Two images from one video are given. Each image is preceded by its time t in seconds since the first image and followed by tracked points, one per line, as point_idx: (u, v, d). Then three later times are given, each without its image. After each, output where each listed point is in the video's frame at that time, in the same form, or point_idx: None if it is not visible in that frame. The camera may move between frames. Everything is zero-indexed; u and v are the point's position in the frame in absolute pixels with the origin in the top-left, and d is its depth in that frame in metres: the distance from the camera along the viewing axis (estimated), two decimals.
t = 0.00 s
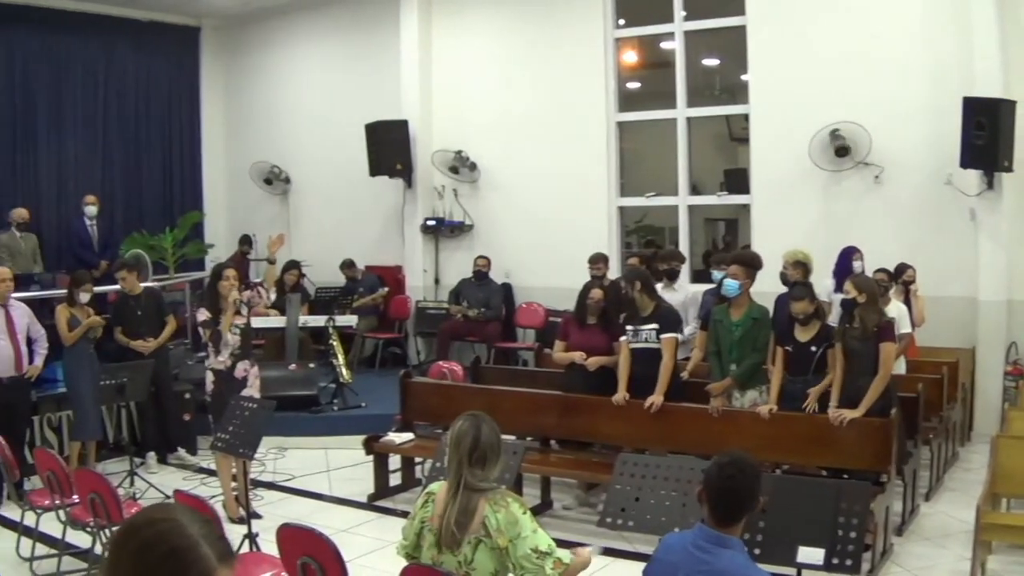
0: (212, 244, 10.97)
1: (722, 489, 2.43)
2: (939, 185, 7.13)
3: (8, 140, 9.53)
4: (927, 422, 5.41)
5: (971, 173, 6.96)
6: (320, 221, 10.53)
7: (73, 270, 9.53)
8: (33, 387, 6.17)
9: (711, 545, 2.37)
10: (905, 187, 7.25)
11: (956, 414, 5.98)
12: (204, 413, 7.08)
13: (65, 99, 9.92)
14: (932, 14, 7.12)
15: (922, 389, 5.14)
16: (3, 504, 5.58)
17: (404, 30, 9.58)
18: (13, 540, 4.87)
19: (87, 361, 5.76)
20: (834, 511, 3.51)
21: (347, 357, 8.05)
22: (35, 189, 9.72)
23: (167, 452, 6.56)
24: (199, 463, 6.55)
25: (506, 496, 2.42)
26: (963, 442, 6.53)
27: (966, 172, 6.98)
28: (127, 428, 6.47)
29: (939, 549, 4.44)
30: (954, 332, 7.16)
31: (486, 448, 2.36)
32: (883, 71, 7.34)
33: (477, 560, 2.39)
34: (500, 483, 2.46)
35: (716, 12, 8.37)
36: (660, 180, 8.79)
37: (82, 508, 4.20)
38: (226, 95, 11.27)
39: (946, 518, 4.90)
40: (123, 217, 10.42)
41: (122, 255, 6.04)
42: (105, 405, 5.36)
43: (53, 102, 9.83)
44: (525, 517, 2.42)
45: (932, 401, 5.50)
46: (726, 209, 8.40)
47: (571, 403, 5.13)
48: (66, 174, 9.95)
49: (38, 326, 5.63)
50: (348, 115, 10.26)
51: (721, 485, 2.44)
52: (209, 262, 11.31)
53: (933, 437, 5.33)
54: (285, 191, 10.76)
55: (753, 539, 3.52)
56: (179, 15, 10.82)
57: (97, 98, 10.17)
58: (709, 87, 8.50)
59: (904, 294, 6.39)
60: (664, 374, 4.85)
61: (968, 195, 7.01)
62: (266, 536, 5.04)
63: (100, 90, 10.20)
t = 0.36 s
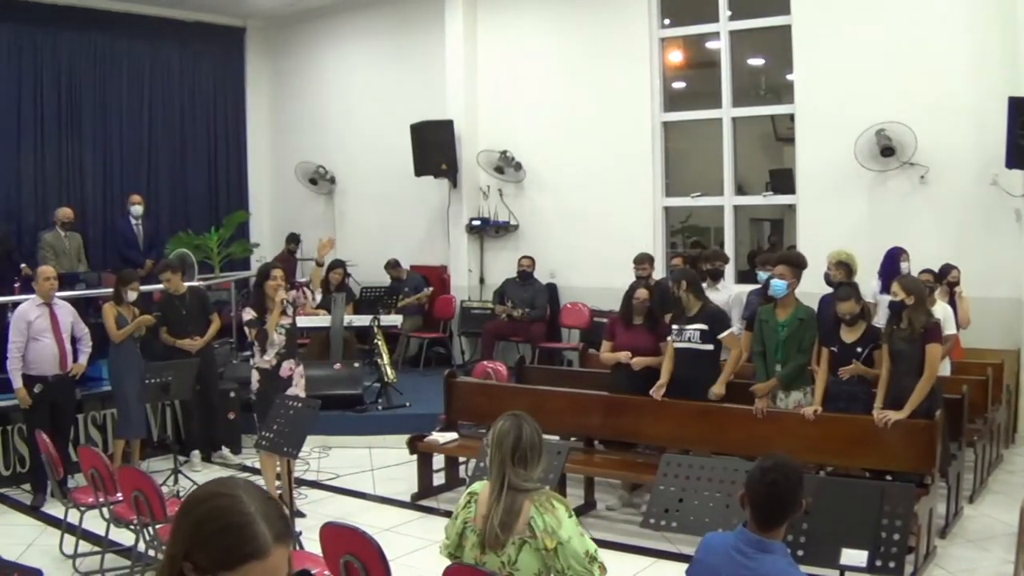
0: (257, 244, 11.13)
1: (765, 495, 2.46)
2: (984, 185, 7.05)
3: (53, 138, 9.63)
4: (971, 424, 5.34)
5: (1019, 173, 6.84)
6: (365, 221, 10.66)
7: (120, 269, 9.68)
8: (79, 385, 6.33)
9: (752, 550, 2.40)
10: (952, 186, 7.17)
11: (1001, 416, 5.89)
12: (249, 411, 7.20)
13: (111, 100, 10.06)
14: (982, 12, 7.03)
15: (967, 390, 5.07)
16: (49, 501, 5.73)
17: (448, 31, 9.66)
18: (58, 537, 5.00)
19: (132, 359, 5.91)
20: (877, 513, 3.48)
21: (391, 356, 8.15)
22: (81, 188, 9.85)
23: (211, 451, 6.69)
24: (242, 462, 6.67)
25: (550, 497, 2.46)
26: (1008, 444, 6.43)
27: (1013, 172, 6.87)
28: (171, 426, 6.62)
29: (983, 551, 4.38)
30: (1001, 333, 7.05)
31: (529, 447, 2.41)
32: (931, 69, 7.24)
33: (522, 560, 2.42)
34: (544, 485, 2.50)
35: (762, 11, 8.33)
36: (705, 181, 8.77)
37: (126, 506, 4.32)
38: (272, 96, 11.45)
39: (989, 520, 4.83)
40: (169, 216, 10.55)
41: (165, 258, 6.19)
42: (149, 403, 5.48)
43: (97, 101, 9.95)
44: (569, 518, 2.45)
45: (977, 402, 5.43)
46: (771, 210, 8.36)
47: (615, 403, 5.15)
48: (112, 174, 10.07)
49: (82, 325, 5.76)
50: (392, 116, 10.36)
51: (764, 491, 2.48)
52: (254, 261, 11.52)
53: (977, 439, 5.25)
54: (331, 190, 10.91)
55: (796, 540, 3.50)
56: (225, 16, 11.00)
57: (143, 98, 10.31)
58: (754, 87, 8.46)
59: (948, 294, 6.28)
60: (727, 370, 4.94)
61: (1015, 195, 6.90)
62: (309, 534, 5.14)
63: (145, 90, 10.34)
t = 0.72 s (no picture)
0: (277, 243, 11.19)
1: (783, 496, 2.46)
2: (1006, 186, 6.99)
3: (75, 138, 9.69)
4: (991, 426, 5.30)
5: None
6: (385, 221, 10.72)
7: (140, 269, 9.72)
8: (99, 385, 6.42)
9: (770, 552, 2.40)
10: (974, 187, 7.11)
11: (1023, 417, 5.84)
12: (269, 411, 7.25)
13: (132, 100, 10.12)
14: (1005, 11, 6.96)
15: (987, 392, 5.03)
16: (69, 500, 5.78)
17: (468, 31, 9.69)
18: (79, 537, 5.05)
19: (151, 359, 5.97)
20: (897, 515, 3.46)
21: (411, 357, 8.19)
22: (101, 188, 9.90)
23: (230, 450, 6.75)
24: (261, 461, 6.72)
25: (568, 496, 2.47)
26: None
27: None
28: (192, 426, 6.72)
29: (1003, 554, 4.35)
30: None
31: (545, 446, 2.43)
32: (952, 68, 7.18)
33: (541, 559, 2.43)
34: (562, 485, 2.51)
35: (782, 12, 8.29)
36: (726, 181, 8.75)
37: (145, 505, 4.36)
38: (293, 96, 11.53)
39: (1010, 523, 4.79)
40: (189, 216, 10.60)
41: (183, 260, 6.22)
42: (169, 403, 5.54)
43: (118, 101, 10.02)
44: (586, 517, 2.46)
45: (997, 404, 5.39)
46: (791, 210, 8.32)
47: (635, 404, 5.15)
48: (133, 174, 10.11)
49: (102, 325, 5.84)
50: (412, 116, 10.41)
51: (782, 491, 2.48)
52: (274, 261, 11.60)
53: (997, 440, 5.21)
54: (351, 191, 10.98)
55: (816, 541, 3.50)
56: (246, 17, 11.09)
57: (164, 98, 10.37)
58: (774, 88, 8.43)
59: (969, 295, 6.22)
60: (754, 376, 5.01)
61: None
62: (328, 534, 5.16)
63: (166, 90, 10.40)
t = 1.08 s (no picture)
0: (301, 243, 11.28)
1: (806, 497, 2.48)
2: None
3: (98, 138, 9.80)
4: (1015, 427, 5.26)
5: None
6: (408, 221, 10.77)
7: (163, 268, 9.82)
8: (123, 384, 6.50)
9: (794, 553, 2.40)
10: (998, 186, 7.05)
11: None
12: (292, 410, 7.30)
13: (155, 100, 10.23)
14: None
15: (1011, 392, 5.00)
16: (91, 498, 5.87)
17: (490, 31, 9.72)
18: (101, 535, 5.13)
19: (173, 358, 6.04)
20: (919, 517, 3.45)
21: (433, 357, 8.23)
22: (125, 187, 10.02)
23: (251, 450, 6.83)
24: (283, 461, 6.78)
25: (591, 496, 2.48)
26: None
27: None
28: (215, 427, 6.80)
29: None
30: None
31: (567, 446, 2.45)
32: (977, 68, 7.12)
33: (564, 558, 2.45)
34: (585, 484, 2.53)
35: (806, 11, 8.26)
36: (749, 181, 8.73)
37: (167, 504, 4.42)
38: (316, 95, 11.61)
39: None
40: (212, 215, 10.71)
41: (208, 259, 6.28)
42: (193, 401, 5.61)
43: (141, 101, 10.12)
44: (609, 517, 2.48)
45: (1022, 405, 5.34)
46: (815, 210, 8.29)
47: (659, 404, 5.15)
48: (156, 174, 10.22)
49: (125, 323, 5.90)
50: (434, 117, 10.45)
51: (804, 491, 2.49)
52: (298, 260, 11.71)
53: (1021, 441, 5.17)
54: (374, 190, 11.05)
55: (838, 542, 3.48)
56: (270, 17, 11.18)
57: (186, 98, 10.45)
58: (797, 87, 8.40)
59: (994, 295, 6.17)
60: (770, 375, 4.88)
61: None
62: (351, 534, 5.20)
63: (190, 89, 10.49)
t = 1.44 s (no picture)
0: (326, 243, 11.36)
1: (831, 498, 2.49)
2: None
3: (123, 138, 9.90)
4: None
5: None
6: (434, 221, 10.83)
7: (188, 268, 9.91)
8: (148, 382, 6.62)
9: (818, 554, 2.42)
10: None
11: None
12: (317, 410, 7.37)
13: (180, 100, 10.33)
14: None
15: None
16: (116, 497, 5.96)
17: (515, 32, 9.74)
18: (125, 533, 5.20)
19: (198, 357, 6.11)
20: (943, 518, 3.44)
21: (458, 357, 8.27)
22: (151, 187, 10.12)
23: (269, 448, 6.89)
24: (303, 460, 6.86)
25: (613, 494, 2.50)
26: None
27: None
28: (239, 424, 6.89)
29: None
30: None
31: (588, 446, 2.47)
32: (1005, 66, 7.05)
33: (588, 558, 2.48)
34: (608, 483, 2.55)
35: (831, 11, 8.21)
36: (775, 180, 8.69)
37: (192, 503, 4.49)
38: (341, 96, 11.70)
39: None
40: (237, 215, 10.81)
41: (241, 257, 6.35)
42: (219, 400, 5.68)
43: (166, 101, 10.22)
44: (633, 515, 2.50)
45: None
46: (841, 210, 8.24)
47: (683, 405, 5.14)
48: (182, 173, 10.33)
49: (151, 322, 5.99)
50: (459, 117, 10.50)
51: (829, 491, 2.50)
52: (323, 260, 11.80)
53: None
54: (400, 190, 11.11)
55: (863, 544, 3.49)
56: (294, 17, 11.28)
57: (212, 98, 10.55)
58: (822, 87, 8.36)
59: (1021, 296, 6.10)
60: (784, 374, 4.86)
61: None
62: (376, 534, 5.23)
63: (215, 89, 10.60)
